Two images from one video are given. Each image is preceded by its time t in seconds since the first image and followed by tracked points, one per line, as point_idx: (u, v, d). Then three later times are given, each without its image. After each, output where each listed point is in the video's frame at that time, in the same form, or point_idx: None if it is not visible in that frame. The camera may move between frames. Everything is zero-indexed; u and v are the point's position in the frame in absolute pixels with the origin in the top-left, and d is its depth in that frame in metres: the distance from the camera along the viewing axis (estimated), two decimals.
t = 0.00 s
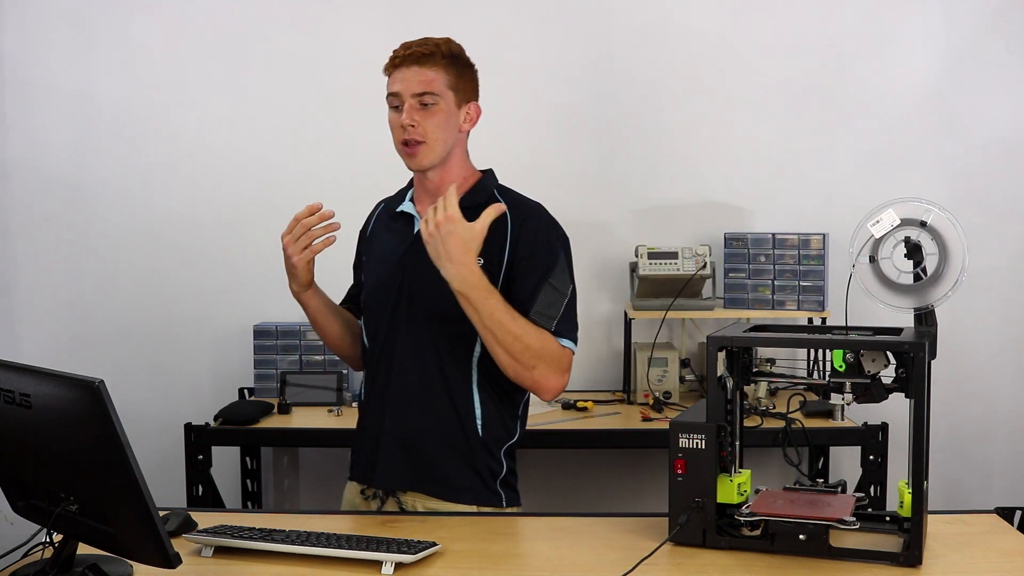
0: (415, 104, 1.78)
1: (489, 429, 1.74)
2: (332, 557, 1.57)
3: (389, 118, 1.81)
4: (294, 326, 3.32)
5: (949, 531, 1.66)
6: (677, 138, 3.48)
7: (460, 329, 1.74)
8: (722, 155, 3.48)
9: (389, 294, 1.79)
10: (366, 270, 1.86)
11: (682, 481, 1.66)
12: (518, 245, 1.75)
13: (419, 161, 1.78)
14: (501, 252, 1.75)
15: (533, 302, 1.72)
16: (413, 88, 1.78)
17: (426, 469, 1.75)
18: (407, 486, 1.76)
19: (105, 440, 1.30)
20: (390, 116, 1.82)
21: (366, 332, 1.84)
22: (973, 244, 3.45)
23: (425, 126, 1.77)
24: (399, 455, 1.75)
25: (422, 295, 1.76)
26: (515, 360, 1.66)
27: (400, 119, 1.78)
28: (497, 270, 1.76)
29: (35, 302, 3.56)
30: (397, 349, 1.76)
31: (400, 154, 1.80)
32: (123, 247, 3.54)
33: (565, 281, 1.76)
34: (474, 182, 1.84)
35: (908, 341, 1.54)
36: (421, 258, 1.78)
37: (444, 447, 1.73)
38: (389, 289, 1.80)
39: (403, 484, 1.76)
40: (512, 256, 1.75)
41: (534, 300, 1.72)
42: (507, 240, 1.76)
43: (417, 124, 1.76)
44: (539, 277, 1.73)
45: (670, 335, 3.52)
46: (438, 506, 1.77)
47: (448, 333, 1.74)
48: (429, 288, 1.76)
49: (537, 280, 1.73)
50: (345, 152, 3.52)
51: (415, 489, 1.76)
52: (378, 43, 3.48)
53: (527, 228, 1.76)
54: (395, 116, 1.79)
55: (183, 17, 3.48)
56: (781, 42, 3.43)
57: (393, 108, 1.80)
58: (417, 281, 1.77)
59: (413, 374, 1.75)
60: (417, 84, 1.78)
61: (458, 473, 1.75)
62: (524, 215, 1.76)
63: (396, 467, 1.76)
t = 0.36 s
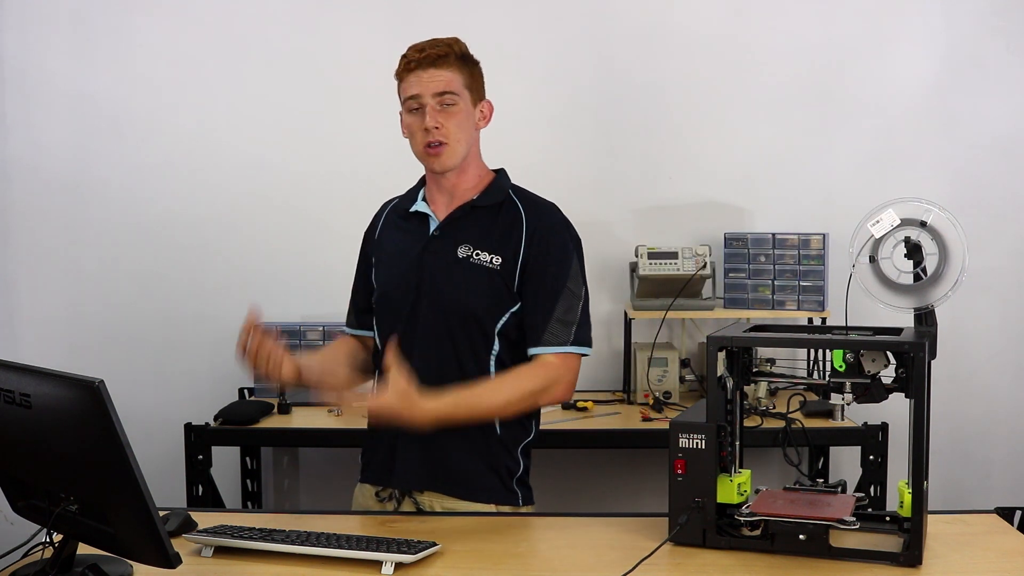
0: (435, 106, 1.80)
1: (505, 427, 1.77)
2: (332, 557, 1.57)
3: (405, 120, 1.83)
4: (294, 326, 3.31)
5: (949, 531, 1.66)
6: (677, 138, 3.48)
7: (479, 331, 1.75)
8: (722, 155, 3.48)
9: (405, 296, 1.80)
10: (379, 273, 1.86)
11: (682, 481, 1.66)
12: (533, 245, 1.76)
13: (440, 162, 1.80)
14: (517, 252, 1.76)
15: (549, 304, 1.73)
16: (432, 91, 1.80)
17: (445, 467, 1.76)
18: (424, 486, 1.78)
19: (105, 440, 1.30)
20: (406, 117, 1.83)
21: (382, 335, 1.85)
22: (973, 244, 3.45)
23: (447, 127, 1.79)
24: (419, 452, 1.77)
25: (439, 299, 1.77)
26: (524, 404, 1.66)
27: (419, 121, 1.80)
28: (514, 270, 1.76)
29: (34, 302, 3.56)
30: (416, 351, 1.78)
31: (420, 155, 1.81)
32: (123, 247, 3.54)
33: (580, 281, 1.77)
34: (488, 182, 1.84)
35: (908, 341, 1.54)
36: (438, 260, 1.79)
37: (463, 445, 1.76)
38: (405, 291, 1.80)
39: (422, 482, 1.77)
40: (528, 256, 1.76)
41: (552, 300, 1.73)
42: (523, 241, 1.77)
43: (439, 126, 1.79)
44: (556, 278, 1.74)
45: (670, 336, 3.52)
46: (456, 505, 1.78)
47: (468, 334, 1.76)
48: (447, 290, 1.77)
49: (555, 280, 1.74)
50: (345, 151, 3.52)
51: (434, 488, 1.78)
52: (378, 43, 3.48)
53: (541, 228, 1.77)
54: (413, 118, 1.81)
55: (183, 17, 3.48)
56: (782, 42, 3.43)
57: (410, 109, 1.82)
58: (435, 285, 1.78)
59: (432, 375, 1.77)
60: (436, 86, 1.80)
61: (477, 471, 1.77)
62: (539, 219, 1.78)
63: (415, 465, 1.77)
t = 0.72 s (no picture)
0: (428, 102, 1.80)
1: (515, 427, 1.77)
2: (332, 557, 1.56)
3: (399, 117, 1.82)
4: (294, 326, 3.31)
5: (949, 531, 1.66)
6: (677, 138, 3.48)
7: (484, 332, 1.76)
8: (722, 155, 3.48)
9: (407, 299, 1.80)
10: (378, 278, 1.85)
11: (682, 481, 1.66)
12: (535, 244, 1.77)
13: (434, 159, 1.80)
14: (519, 252, 1.77)
15: (554, 302, 1.75)
16: (425, 86, 1.80)
17: (456, 468, 1.76)
18: (434, 487, 1.78)
19: (105, 440, 1.30)
20: (399, 115, 1.83)
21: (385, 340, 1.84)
22: (973, 244, 3.45)
23: (440, 123, 1.79)
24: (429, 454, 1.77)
25: (442, 301, 1.76)
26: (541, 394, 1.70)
27: (413, 117, 1.80)
28: (516, 269, 1.77)
29: (34, 301, 3.56)
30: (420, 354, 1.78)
31: (413, 152, 1.81)
32: (123, 246, 3.54)
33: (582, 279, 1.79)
34: (484, 181, 1.85)
35: (908, 341, 1.54)
36: (439, 263, 1.78)
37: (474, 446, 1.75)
38: (407, 294, 1.80)
39: (432, 484, 1.77)
40: (530, 255, 1.77)
41: (557, 299, 1.75)
42: (524, 241, 1.78)
43: (432, 121, 1.78)
44: (559, 274, 1.75)
45: (670, 335, 3.52)
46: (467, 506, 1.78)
47: (473, 335, 1.76)
48: (449, 292, 1.76)
49: (559, 278, 1.75)
50: (345, 151, 3.52)
51: (445, 489, 1.77)
52: (378, 43, 3.48)
53: (541, 226, 1.78)
54: (406, 114, 1.81)
55: (183, 17, 3.48)
56: (782, 42, 3.43)
57: (404, 106, 1.82)
58: (438, 287, 1.77)
59: (439, 379, 1.77)
60: (429, 83, 1.80)
61: (488, 471, 1.77)
62: (538, 216, 1.79)
63: (426, 467, 1.77)
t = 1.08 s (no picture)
0: (434, 99, 1.81)
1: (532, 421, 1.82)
2: (332, 557, 1.56)
3: (404, 116, 1.84)
4: (294, 326, 3.31)
5: (949, 531, 1.66)
6: (677, 138, 3.48)
7: (505, 326, 1.79)
8: (722, 156, 3.48)
9: (423, 297, 1.80)
10: (385, 276, 1.82)
11: (682, 481, 1.66)
12: (550, 239, 1.83)
13: (441, 157, 1.81)
14: (535, 247, 1.82)
15: (574, 294, 1.82)
16: (431, 85, 1.82)
17: (476, 465, 1.79)
18: (454, 486, 1.79)
19: (105, 440, 1.30)
20: (405, 113, 1.84)
21: (392, 341, 1.83)
22: (973, 244, 3.45)
23: (446, 121, 1.80)
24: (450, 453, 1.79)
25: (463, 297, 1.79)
26: (571, 372, 1.78)
27: (419, 116, 1.81)
28: (533, 264, 1.82)
29: (34, 302, 3.57)
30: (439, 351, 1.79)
31: (420, 150, 1.82)
32: (123, 246, 3.54)
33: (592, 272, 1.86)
34: (489, 180, 1.87)
35: (908, 341, 1.54)
36: (457, 259, 1.80)
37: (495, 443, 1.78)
38: (422, 291, 1.80)
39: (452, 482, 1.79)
40: (546, 249, 1.83)
41: (577, 291, 1.82)
42: (540, 236, 1.83)
43: (439, 120, 1.80)
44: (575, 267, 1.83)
45: (670, 335, 3.52)
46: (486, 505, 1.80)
47: (495, 329, 1.79)
48: (470, 289, 1.79)
49: (576, 271, 1.83)
50: (345, 151, 3.52)
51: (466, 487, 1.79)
52: (378, 43, 3.48)
53: (553, 222, 1.84)
54: (412, 113, 1.82)
55: (183, 17, 3.48)
56: (782, 42, 3.43)
57: (409, 105, 1.83)
58: (458, 284, 1.79)
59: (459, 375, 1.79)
60: (435, 81, 1.82)
61: (508, 469, 1.79)
62: (550, 213, 1.84)
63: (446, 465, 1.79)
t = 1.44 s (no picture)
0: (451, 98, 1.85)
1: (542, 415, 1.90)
2: (332, 557, 1.56)
3: (419, 113, 1.85)
4: (294, 326, 3.30)
5: (949, 531, 1.66)
6: (677, 138, 3.48)
7: (519, 322, 1.86)
8: (722, 156, 3.48)
9: (439, 297, 1.83)
10: (396, 277, 1.83)
11: (682, 481, 1.66)
12: (554, 238, 1.91)
13: (455, 155, 1.83)
14: (542, 245, 1.89)
15: (576, 290, 1.93)
16: (448, 84, 1.85)
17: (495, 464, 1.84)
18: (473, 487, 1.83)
19: (105, 440, 1.29)
20: (419, 110, 1.86)
21: (405, 341, 1.84)
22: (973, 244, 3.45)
23: (463, 119, 1.83)
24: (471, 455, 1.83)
25: (480, 295, 1.84)
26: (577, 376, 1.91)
27: (435, 113, 1.84)
28: (541, 261, 1.89)
29: (34, 301, 3.56)
30: (456, 349, 1.84)
31: (434, 148, 1.83)
32: (123, 246, 3.54)
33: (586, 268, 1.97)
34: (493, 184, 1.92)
35: (908, 341, 1.54)
36: (472, 258, 1.84)
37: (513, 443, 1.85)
38: (438, 290, 1.83)
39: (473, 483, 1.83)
40: (551, 247, 1.91)
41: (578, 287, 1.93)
42: (546, 235, 1.90)
43: (456, 118, 1.83)
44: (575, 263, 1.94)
45: (670, 335, 3.52)
46: (503, 505, 1.85)
47: (510, 325, 1.85)
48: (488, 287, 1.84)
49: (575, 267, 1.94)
50: (345, 151, 3.52)
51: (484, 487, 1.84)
52: (378, 42, 3.48)
53: (555, 221, 1.93)
54: (428, 111, 1.84)
55: (183, 17, 3.48)
56: (783, 42, 3.43)
57: (424, 102, 1.85)
58: (474, 282, 1.84)
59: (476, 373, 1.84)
60: (451, 80, 1.86)
61: (523, 468, 1.86)
62: (550, 213, 1.93)
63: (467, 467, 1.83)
